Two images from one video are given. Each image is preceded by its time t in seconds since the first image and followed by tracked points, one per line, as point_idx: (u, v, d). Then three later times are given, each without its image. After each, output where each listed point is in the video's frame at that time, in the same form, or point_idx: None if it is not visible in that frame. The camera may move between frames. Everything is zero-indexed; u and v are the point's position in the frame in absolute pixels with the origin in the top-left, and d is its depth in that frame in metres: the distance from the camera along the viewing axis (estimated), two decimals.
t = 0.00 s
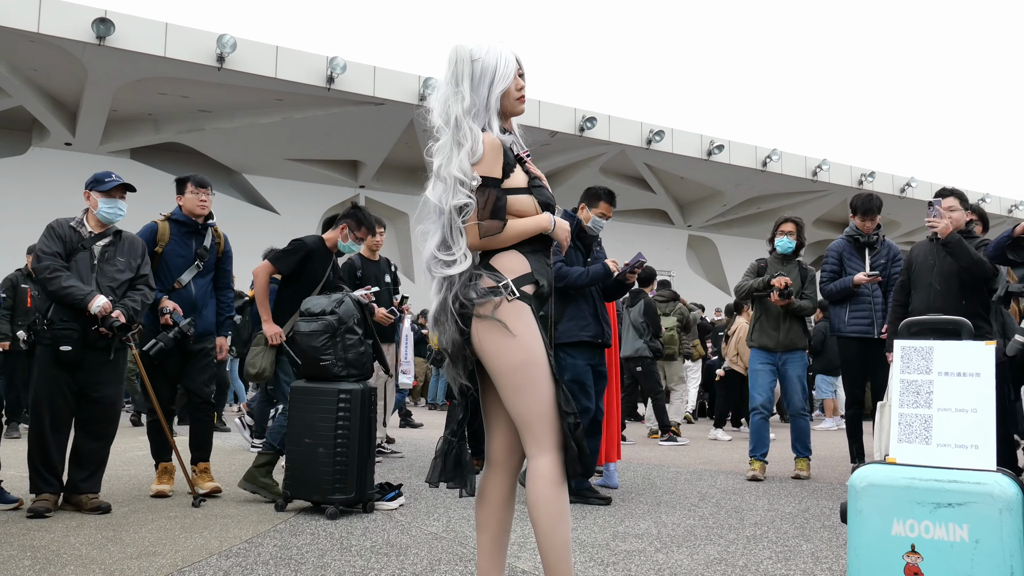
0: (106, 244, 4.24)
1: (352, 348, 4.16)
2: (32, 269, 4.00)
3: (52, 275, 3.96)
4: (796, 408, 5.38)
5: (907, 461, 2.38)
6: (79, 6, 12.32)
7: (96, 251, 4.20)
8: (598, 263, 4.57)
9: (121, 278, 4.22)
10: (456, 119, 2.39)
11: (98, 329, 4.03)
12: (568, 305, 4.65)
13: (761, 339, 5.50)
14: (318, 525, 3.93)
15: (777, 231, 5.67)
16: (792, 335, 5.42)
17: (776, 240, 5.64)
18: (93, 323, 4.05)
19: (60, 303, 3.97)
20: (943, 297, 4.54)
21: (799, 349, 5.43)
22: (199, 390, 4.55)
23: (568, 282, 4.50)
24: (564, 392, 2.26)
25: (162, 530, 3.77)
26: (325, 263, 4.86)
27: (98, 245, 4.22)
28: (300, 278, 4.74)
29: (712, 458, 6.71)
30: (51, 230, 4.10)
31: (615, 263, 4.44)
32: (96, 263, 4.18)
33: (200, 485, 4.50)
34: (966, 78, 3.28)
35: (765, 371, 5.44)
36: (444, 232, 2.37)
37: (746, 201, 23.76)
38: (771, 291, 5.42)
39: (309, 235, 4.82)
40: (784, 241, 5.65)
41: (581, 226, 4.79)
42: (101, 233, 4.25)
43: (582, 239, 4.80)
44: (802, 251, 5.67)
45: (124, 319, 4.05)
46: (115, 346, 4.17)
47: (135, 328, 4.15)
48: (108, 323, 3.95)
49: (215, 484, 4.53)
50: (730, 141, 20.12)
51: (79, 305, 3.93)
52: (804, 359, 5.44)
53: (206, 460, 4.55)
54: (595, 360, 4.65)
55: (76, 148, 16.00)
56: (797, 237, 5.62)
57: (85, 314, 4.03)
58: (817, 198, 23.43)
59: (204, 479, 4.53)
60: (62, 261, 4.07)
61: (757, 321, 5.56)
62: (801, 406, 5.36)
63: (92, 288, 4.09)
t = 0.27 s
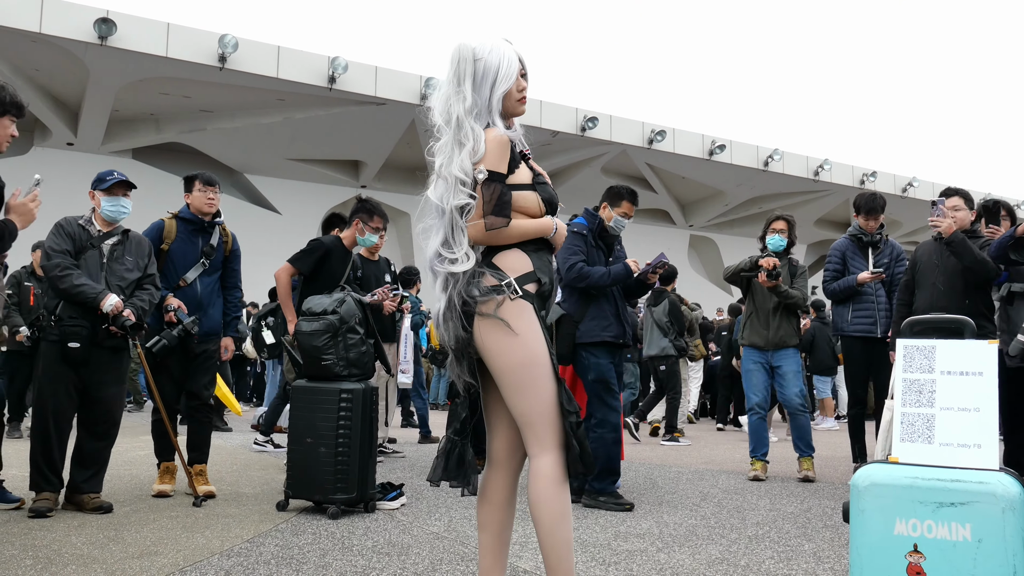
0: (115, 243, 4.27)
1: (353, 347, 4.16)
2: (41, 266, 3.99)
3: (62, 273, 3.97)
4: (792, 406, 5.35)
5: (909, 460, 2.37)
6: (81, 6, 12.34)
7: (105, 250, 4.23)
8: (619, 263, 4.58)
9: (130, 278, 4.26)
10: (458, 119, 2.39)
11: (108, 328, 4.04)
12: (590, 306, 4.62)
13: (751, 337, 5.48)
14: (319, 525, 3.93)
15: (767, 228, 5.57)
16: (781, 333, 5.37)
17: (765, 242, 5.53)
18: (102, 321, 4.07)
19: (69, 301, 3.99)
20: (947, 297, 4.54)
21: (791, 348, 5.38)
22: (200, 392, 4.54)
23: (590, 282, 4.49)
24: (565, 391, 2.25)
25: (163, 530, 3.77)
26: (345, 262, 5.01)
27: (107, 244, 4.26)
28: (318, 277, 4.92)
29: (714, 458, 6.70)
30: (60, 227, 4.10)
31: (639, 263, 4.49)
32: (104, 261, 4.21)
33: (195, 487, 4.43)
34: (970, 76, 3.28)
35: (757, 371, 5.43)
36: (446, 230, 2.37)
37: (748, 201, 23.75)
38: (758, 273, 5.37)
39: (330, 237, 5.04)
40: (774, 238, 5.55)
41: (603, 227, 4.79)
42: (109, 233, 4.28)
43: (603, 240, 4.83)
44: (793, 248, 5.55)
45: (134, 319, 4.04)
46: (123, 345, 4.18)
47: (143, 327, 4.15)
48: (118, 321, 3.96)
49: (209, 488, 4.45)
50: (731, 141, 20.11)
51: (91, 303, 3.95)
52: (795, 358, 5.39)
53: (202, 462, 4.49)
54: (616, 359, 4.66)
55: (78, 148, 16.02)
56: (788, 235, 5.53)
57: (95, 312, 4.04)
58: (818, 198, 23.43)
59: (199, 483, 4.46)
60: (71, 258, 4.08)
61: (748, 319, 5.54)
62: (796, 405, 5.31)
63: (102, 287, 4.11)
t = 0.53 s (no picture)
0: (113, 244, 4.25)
1: (353, 348, 4.16)
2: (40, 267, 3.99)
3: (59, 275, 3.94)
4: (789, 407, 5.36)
5: (907, 461, 2.37)
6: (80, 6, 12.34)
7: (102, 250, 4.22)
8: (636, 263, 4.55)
9: (128, 279, 4.26)
10: (456, 119, 2.39)
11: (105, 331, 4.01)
12: (607, 305, 4.61)
13: (749, 335, 5.48)
14: (319, 525, 3.94)
15: (767, 229, 5.54)
16: (778, 333, 5.36)
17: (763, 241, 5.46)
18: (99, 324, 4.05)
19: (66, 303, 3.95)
20: (949, 297, 4.55)
21: (788, 347, 5.36)
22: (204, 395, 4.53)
23: (607, 281, 4.45)
24: (563, 393, 2.26)
25: (163, 530, 3.78)
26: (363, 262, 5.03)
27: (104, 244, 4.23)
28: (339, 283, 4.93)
29: (713, 458, 6.71)
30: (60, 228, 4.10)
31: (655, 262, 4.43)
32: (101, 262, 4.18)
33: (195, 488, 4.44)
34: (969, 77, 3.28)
35: (755, 372, 5.43)
36: (442, 231, 2.37)
37: (748, 202, 23.74)
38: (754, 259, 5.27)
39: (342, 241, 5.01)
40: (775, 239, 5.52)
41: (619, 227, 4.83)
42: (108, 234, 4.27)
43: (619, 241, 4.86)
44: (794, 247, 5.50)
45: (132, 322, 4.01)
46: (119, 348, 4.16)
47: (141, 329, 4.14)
48: (117, 324, 3.91)
49: (209, 489, 4.46)
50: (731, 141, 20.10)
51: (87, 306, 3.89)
52: (792, 359, 5.38)
53: (202, 463, 4.50)
54: (631, 362, 4.67)
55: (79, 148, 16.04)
56: (789, 235, 5.52)
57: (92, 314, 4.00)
58: (819, 198, 23.43)
59: (199, 483, 4.47)
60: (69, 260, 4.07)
61: (746, 316, 5.54)
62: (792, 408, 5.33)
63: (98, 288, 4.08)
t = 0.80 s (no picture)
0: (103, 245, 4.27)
1: (352, 349, 4.16)
2: (29, 269, 4.00)
3: (48, 276, 3.95)
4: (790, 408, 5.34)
5: (905, 463, 2.37)
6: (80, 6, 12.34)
7: (93, 251, 4.26)
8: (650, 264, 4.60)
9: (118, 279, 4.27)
10: (453, 119, 2.39)
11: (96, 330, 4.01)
12: (623, 306, 4.62)
13: (751, 335, 5.47)
14: (319, 526, 3.94)
15: (774, 228, 5.49)
16: (780, 333, 5.34)
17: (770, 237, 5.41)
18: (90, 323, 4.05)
19: (56, 304, 3.96)
20: (950, 299, 4.55)
21: (790, 349, 5.35)
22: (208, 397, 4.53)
23: (621, 282, 4.50)
24: (563, 394, 2.25)
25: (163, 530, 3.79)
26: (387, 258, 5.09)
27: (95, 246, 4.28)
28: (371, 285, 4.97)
29: (714, 459, 6.71)
30: (47, 230, 4.12)
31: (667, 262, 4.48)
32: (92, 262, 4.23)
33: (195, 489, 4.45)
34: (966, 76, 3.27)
35: (756, 373, 5.42)
36: (439, 231, 2.37)
37: (748, 202, 23.72)
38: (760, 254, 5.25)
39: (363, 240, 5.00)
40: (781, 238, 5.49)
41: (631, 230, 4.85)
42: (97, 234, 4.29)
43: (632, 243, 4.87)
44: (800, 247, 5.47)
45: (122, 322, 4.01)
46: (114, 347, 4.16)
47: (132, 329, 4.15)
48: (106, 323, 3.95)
49: (209, 489, 4.46)
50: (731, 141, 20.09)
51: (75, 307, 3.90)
52: (793, 359, 5.36)
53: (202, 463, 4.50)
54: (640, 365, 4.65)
55: (79, 148, 16.05)
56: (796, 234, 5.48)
57: (82, 314, 4.01)
58: (819, 198, 23.40)
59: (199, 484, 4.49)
60: (58, 260, 4.08)
61: (749, 315, 5.53)
62: (792, 409, 5.30)
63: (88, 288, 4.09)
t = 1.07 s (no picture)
0: (93, 245, 4.25)
1: (352, 350, 4.16)
2: (18, 270, 4.01)
3: (37, 276, 3.98)
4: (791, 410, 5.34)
5: (902, 465, 2.37)
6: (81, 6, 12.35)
7: (83, 251, 4.21)
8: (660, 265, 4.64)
9: (109, 279, 4.27)
10: (451, 121, 2.39)
11: (86, 329, 4.00)
12: (636, 308, 4.67)
13: (754, 335, 5.45)
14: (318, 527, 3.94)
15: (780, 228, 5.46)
16: (784, 334, 5.34)
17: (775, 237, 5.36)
18: (81, 323, 4.04)
19: (46, 304, 3.99)
20: (949, 300, 4.55)
21: (793, 350, 5.37)
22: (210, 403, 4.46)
23: (634, 285, 4.55)
24: (563, 396, 2.26)
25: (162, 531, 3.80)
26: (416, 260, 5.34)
27: (85, 246, 4.23)
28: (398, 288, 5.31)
29: (714, 459, 6.71)
30: (37, 231, 4.08)
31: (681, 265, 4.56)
32: (82, 263, 4.20)
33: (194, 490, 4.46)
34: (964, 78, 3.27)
35: (758, 374, 5.40)
36: (437, 234, 2.37)
37: (749, 202, 23.70)
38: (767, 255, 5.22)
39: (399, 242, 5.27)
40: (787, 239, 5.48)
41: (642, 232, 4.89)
42: (87, 234, 4.24)
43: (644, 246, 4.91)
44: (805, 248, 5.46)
45: (113, 321, 4.05)
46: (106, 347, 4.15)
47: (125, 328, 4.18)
48: (95, 322, 3.97)
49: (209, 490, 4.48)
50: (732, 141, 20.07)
51: (65, 306, 3.95)
52: (796, 360, 5.37)
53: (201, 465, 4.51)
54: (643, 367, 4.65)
55: (80, 148, 16.06)
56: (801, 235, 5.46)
57: (73, 314, 4.02)
58: (820, 199, 23.38)
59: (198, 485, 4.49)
60: (48, 261, 4.07)
61: (752, 316, 5.52)
62: (794, 409, 5.30)
63: (78, 288, 4.11)
